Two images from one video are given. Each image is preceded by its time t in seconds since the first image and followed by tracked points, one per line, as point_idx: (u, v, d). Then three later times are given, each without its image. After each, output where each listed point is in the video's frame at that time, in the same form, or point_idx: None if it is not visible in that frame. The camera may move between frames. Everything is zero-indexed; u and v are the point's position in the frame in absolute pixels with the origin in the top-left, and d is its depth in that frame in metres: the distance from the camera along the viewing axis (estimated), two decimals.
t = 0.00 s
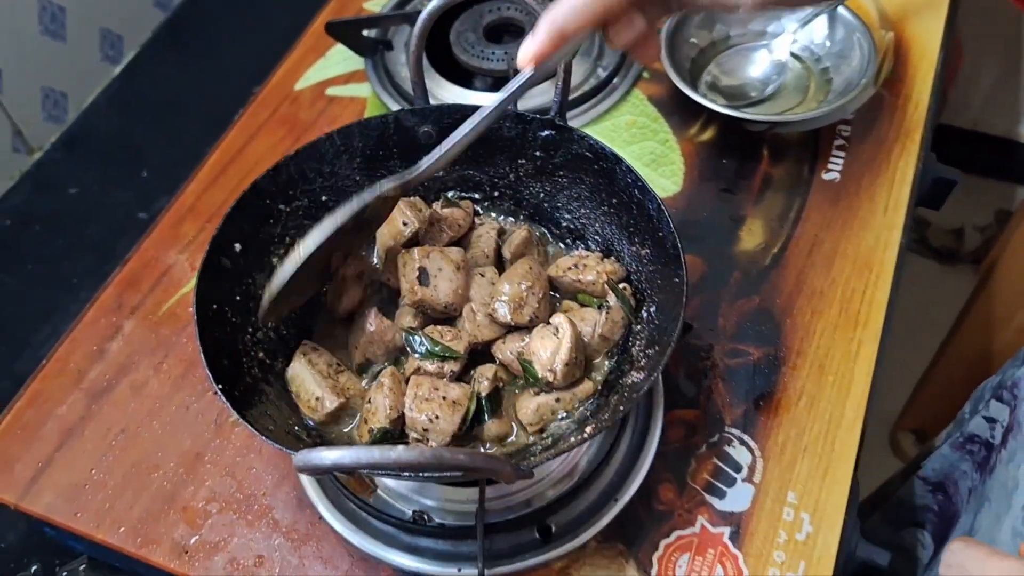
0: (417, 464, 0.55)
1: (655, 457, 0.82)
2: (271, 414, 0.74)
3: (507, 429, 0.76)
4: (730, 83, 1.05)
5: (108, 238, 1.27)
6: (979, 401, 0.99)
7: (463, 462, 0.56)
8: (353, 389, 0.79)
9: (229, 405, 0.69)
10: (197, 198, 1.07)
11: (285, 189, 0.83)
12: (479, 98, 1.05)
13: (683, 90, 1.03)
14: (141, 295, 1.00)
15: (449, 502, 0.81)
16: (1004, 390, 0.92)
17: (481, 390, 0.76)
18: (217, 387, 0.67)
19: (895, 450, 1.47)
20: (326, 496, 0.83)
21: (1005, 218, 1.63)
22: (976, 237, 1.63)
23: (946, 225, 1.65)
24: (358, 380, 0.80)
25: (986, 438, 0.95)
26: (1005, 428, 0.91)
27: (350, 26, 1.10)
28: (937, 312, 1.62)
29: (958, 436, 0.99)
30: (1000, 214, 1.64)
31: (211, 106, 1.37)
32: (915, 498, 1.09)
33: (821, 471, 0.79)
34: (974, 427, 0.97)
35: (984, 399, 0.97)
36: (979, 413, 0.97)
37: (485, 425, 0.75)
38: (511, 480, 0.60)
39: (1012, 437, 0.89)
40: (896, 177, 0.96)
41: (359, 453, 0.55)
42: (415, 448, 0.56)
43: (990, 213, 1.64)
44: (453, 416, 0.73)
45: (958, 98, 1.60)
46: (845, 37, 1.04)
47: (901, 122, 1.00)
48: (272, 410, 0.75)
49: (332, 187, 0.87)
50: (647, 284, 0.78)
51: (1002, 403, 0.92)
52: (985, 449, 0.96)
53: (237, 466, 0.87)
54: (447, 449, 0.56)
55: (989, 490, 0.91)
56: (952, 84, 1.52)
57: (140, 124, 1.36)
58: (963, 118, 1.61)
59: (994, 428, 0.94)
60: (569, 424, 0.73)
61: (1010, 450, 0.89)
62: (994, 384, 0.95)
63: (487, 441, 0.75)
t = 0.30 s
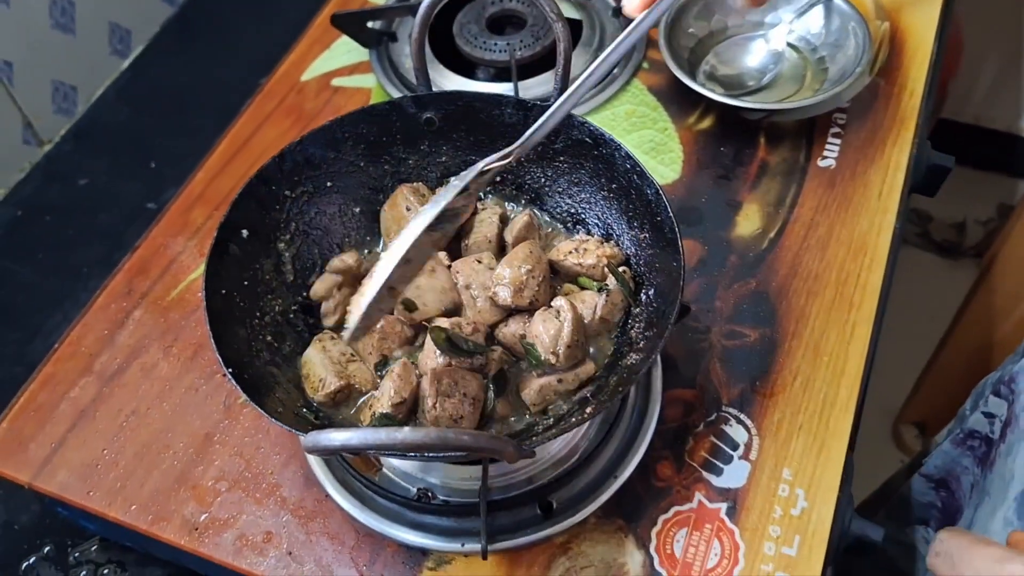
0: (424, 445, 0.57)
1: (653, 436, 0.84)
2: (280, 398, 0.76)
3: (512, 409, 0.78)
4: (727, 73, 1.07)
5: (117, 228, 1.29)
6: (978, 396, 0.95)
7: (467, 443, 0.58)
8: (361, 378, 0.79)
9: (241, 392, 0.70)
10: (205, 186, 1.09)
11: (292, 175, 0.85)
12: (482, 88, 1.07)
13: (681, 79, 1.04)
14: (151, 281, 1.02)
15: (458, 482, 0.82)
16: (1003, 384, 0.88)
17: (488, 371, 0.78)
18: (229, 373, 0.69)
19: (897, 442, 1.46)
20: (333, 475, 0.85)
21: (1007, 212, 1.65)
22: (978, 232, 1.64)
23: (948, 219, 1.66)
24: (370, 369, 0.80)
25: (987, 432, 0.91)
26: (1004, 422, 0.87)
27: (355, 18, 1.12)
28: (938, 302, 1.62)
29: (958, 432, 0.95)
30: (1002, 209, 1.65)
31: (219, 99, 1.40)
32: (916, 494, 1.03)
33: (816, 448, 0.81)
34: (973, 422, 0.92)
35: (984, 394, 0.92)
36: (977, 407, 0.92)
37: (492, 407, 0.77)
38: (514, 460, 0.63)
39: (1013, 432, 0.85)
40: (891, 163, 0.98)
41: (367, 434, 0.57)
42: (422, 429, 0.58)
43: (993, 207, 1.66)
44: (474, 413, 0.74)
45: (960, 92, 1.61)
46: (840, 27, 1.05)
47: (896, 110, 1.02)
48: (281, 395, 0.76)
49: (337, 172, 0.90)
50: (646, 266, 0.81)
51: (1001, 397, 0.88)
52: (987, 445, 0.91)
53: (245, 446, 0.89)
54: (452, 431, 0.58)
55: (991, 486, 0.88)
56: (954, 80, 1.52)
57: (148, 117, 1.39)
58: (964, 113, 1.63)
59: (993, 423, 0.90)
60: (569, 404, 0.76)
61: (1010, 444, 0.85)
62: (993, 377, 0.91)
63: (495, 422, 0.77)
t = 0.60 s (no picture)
0: (422, 420, 0.58)
1: (653, 425, 0.85)
2: (282, 384, 0.77)
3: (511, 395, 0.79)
4: (725, 68, 1.08)
5: (122, 225, 1.30)
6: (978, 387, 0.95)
7: (465, 417, 0.59)
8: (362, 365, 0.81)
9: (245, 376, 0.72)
10: (209, 181, 1.10)
11: (294, 169, 0.87)
12: (482, 83, 1.08)
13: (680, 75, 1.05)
14: (155, 275, 1.03)
15: (459, 472, 0.83)
16: (1001, 378, 0.88)
17: (486, 360, 0.79)
18: (231, 356, 0.70)
19: (900, 437, 1.46)
20: (336, 466, 0.86)
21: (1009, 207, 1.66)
22: (980, 227, 1.65)
23: (950, 215, 1.66)
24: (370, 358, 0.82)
25: (987, 426, 0.92)
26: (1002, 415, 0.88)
27: (357, 15, 1.13)
28: (940, 296, 1.62)
29: (958, 425, 0.95)
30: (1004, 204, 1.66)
31: (222, 97, 1.41)
32: (917, 489, 1.03)
33: (814, 437, 0.82)
34: (973, 416, 0.93)
35: (983, 387, 0.91)
36: (978, 401, 0.93)
37: (492, 392, 0.79)
38: (513, 438, 0.64)
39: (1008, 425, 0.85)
40: (888, 156, 0.99)
41: (366, 409, 0.58)
42: (420, 405, 0.59)
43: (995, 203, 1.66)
44: (466, 389, 0.76)
45: (961, 86, 1.61)
46: (837, 21, 1.06)
47: (893, 102, 1.03)
48: (284, 382, 0.78)
49: (338, 166, 0.91)
50: (644, 256, 0.82)
51: (999, 391, 0.88)
52: (987, 438, 0.92)
53: (250, 437, 0.90)
54: (450, 405, 0.59)
55: (988, 479, 0.86)
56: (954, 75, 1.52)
57: (151, 114, 1.40)
58: (965, 108, 1.63)
59: (993, 416, 0.90)
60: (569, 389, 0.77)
61: (1005, 437, 0.85)
62: (993, 371, 0.90)
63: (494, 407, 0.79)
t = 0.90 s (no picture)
0: (429, 419, 0.58)
1: (657, 424, 0.85)
2: (287, 384, 0.77)
3: (516, 394, 0.79)
4: (727, 66, 1.08)
5: (125, 226, 1.30)
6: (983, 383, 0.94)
7: (472, 416, 0.60)
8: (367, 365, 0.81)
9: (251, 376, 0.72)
10: (212, 182, 1.10)
11: (298, 169, 0.87)
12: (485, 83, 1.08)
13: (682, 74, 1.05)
14: (159, 276, 1.03)
15: (464, 470, 0.83)
16: (1005, 373, 0.87)
17: (491, 359, 0.80)
18: (236, 356, 0.71)
19: (904, 434, 1.46)
20: (341, 466, 0.86)
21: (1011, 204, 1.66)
22: (982, 225, 1.64)
23: (952, 212, 1.67)
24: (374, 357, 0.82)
25: (988, 421, 0.90)
26: (1005, 410, 0.87)
27: (359, 15, 1.13)
28: (942, 292, 1.62)
29: (961, 420, 0.94)
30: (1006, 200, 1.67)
31: (224, 98, 1.41)
32: (920, 484, 1.04)
33: (818, 434, 0.82)
34: (976, 411, 0.92)
35: (986, 382, 0.91)
36: (981, 396, 0.92)
37: (497, 391, 0.79)
38: (519, 436, 0.64)
39: (1014, 421, 0.84)
40: (891, 153, 0.99)
41: (372, 408, 0.59)
42: (427, 403, 0.59)
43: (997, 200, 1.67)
44: (471, 388, 0.76)
45: (962, 83, 1.61)
46: (838, 20, 1.06)
47: (895, 99, 1.03)
48: (289, 382, 0.78)
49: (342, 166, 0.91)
50: (647, 254, 0.82)
51: (1003, 386, 0.87)
52: (988, 434, 0.91)
53: (254, 438, 0.90)
54: (457, 404, 0.59)
55: (993, 476, 0.86)
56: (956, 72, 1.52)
57: (154, 115, 1.40)
58: (966, 106, 1.63)
59: (995, 412, 0.89)
60: (573, 388, 0.77)
61: (1009, 434, 0.84)
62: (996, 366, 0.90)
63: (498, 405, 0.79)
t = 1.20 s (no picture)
0: (423, 422, 0.58)
1: (655, 425, 0.85)
2: (281, 388, 0.77)
3: (513, 396, 0.79)
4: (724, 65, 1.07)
5: (120, 229, 1.30)
6: (976, 381, 0.93)
7: (467, 419, 0.59)
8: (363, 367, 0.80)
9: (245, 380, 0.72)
10: (207, 184, 1.09)
11: (292, 170, 0.87)
12: (481, 83, 1.07)
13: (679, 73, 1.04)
14: (154, 280, 1.02)
15: (460, 473, 0.83)
16: (999, 373, 0.87)
17: (488, 360, 0.79)
18: (230, 359, 0.70)
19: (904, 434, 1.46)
20: (337, 470, 0.85)
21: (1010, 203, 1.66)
22: (982, 223, 1.64)
23: (951, 211, 1.66)
24: (369, 358, 0.81)
25: (983, 421, 0.90)
26: (1000, 410, 0.86)
27: (354, 16, 1.12)
28: (941, 290, 1.62)
29: (955, 420, 0.93)
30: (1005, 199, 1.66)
31: (220, 100, 1.41)
32: (915, 483, 1.03)
33: (817, 435, 0.82)
34: (970, 411, 0.91)
35: (981, 381, 0.90)
36: (974, 396, 0.91)
37: (493, 393, 0.78)
38: (515, 439, 0.63)
39: (1010, 421, 0.83)
40: (889, 152, 0.98)
41: (366, 412, 0.58)
42: (421, 406, 0.59)
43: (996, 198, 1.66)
44: (467, 390, 0.76)
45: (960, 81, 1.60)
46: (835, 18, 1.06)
47: (892, 97, 1.02)
48: (283, 385, 0.77)
49: (336, 168, 0.91)
50: (644, 254, 0.82)
51: (997, 387, 0.87)
52: (983, 434, 0.90)
53: (250, 441, 0.90)
54: (451, 407, 0.59)
55: (992, 476, 0.85)
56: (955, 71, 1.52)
57: (149, 117, 1.39)
58: (965, 104, 1.62)
59: (989, 411, 0.88)
60: (569, 389, 0.77)
61: (1005, 435, 0.84)
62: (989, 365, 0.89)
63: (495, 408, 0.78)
